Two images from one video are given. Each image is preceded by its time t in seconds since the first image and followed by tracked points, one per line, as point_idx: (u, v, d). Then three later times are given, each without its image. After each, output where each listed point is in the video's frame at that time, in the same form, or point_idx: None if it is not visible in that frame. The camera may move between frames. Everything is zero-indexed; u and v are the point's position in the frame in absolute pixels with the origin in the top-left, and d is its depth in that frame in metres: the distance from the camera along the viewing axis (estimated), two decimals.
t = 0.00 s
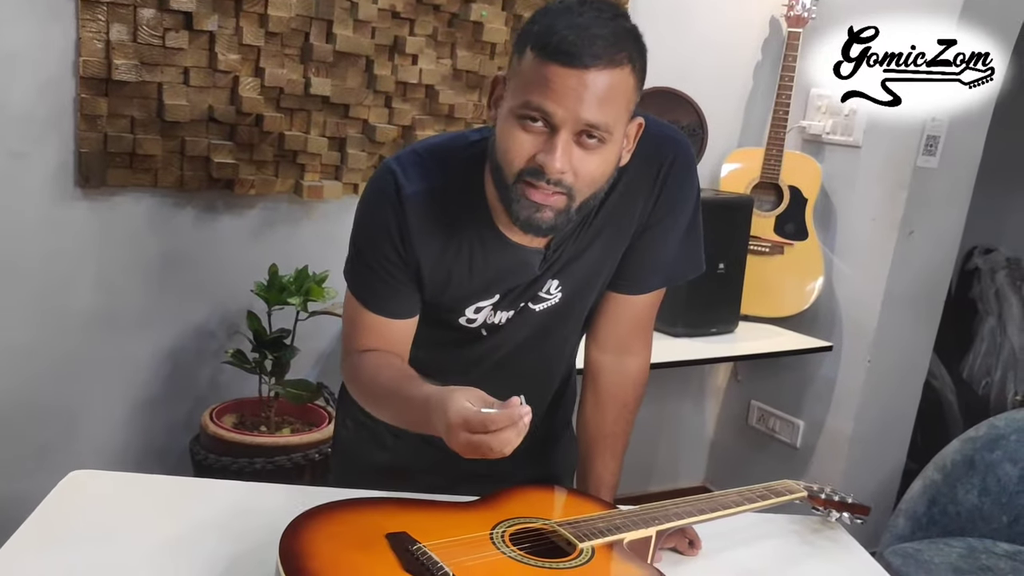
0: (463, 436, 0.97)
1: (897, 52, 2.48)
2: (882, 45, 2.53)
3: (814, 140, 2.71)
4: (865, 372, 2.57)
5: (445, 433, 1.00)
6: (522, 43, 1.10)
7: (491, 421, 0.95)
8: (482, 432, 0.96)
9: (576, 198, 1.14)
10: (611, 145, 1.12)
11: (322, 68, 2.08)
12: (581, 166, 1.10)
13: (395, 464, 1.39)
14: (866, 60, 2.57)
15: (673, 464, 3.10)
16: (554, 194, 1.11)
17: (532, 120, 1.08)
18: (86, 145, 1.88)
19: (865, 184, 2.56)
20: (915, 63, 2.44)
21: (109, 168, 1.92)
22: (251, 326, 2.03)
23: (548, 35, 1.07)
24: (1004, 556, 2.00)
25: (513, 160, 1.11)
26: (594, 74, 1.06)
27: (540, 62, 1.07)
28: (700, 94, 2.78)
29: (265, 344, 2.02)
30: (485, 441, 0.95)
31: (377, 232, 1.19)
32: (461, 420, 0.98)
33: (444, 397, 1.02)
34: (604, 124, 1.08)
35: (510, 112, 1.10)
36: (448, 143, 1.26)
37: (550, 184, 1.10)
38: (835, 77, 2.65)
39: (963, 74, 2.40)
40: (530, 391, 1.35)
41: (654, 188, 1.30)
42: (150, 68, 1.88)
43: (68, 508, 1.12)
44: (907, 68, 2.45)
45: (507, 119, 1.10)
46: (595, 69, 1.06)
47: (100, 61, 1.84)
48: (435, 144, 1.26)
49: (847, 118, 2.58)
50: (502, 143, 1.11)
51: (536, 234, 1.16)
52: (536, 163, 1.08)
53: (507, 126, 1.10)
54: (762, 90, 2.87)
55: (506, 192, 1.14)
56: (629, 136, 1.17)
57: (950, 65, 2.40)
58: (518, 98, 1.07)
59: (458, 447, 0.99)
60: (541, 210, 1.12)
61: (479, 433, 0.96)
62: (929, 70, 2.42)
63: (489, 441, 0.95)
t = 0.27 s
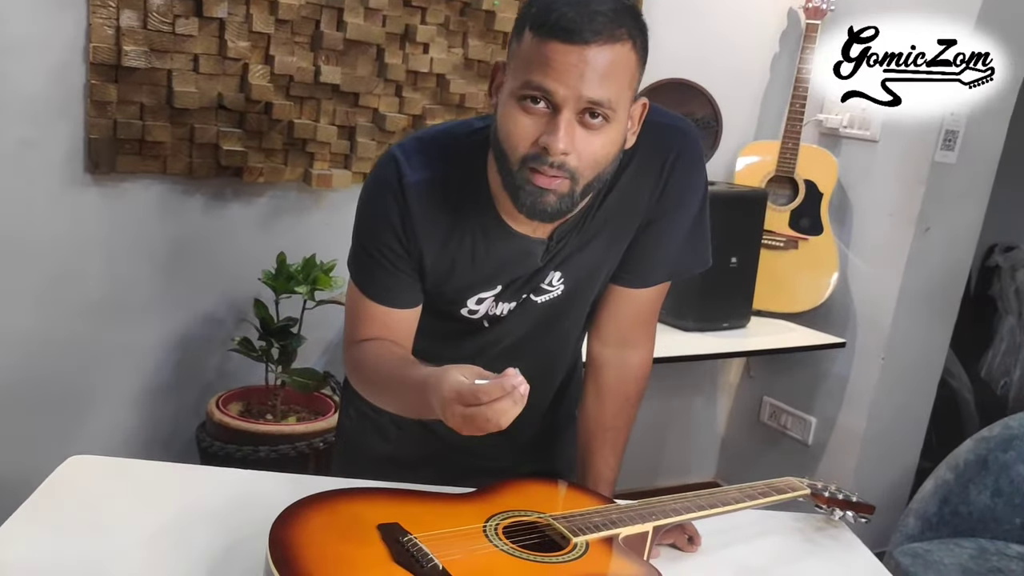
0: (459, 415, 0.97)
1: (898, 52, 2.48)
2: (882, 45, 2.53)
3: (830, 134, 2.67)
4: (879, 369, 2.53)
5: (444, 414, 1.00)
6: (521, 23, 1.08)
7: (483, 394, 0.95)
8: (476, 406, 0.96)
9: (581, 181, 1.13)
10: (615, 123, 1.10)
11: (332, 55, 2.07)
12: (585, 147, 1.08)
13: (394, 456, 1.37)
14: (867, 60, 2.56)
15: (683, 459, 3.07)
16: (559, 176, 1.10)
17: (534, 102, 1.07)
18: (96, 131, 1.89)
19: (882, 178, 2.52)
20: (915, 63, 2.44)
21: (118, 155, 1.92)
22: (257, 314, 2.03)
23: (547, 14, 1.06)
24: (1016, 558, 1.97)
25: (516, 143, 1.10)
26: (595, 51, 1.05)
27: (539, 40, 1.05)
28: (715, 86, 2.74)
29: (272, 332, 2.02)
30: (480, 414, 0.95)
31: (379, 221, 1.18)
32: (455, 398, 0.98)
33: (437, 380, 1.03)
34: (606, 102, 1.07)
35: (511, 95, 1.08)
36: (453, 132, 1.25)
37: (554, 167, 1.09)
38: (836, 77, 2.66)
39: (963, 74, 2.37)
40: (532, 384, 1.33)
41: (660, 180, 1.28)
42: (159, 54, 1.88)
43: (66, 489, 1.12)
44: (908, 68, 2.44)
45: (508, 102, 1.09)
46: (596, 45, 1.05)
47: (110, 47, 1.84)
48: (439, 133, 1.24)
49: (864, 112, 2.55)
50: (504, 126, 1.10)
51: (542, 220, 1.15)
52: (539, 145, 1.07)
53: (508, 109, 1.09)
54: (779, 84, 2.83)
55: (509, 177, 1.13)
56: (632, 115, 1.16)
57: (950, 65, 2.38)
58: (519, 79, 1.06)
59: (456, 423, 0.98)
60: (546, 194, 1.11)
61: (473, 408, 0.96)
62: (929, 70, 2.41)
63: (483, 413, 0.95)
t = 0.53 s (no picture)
0: (428, 395, 0.96)
1: (897, 52, 2.47)
2: (882, 45, 2.51)
3: (853, 136, 2.62)
4: (901, 376, 2.48)
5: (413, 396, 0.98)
6: (526, 13, 1.07)
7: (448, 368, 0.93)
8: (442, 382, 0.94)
9: (589, 172, 1.10)
10: (622, 113, 1.08)
11: (347, 54, 2.07)
12: (591, 136, 1.06)
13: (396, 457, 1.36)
14: (867, 60, 2.55)
15: (701, 464, 3.03)
16: (565, 166, 1.07)
17: (539, 90, 1.05)
18: (111, 129, 1.90)
19: (905, 181, 2.47)
20: (915, 64, 2.42)
21: (132, 153, 1.93)
22: (269, 312, 2.04)
23: (551, 2, 1.04)
24: None
25: (522, 134, 1.07)
26: (601, 37, 1.03)
27: (544, 27, 1.04)
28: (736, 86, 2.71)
29: (283, 330, 2.03)
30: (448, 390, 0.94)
31: (381, 219, 1.16)
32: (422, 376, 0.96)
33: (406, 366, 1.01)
34: (613, 90, 1.05)
35: (516, 84, 1.06)
36: (458, 129, 1.23)
37: (560, 156, 1.06)
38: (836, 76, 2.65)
39: (964, 74, 2.33)
40: (536, 387, 1.32)
41: (667, 179, 1.26)
42: (174, 52, 1.89)
43: (64, 486, 1.12)
44: (908, 68, 2.43)
45: (513, 91, 1.07)
46: (602, 32, 1.03)
47: (125, 45, 1.86)
48: (444, 130, 1.23)
49: (888, 113, 2.50)
50: (508, 117, 1.08)
51: (549, 213, 1.12)
52: (545, 134, 1.05)
53: (512, 98, 1.07)
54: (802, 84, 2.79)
55: (514, 170, 1.10)
56: (639, 108, 1.14)
57: (950, 65, 2.35)
58: (524, 67, 1.04)
59: (423, 400, 0.97)
60: (552, 185, 1.08)
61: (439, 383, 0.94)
62: (929, 69, 2.39)
63: (450, 387, 0.93)
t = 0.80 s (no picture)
0: (450, 349, 0.93)
1: (898, 52, 2.50)
2: (882, 45, 2.54)
3: (874, 139, 2.58)
4: (919, 383, 2.44)
5: (429, 356, 0.95)
6: (551, 13, 1.03)
7: (477, 318, 0.92)
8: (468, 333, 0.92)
9: (586, 184, 1.08)
10: (630, 131, 1.06)
11: (359, 55, 2.07)
12: (595, 151, 1.04)
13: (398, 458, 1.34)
14: (867, 60, 2.57)
15: (717, 471, 2.99)
16: (564, 178, 1.06)
17: (552, 97, 1.02)
18: (124, 128, 1.92)
19: (925, 185, 2.43)
20: (915, 64, 2.45)
21: (145, 152, 1.95)
22: (279, 312, 2.04)
23: (579, 8, 1.00)
24: None
25: (526, 137, 1.05)
26: (622, 56, 1.00)
27: (567, 35, 1.00)
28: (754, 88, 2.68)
29: (293, 330, 2.03)
30: (475, 340, 0.92)
31: (379, 210, 1.14)
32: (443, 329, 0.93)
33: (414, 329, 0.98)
34: (626, 110, 1.02)
35: (530, 85, 1.03)
36: (461, 125, 1.22)
37: (561, 168, 1.04)
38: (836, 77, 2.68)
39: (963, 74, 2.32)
40: (537, 389, 1.30)
41: (673, 180, 1.25)
42: (187, 52, 1.91)
43: (63, 482, 1.11)
44: (907, 68, 2.46)
45: (525, 92, 1.04)
46: (624, 51, 0.99)
47: (138, 44, 1.87)
48: (447, 126, 1.21)
49: (910, 116, 2.46)
50: (516, 117, 1.05)
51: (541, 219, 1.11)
52: (550, 144, 1.03)
53: (523, 100, 1.04)
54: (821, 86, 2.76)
55: (514, 171, 1.08)
56: (649, 124, 1.11)
57: (950, 64, 2.35)
58: (540, 72, 1.01)
59: (445, 360, 0.93)
60: (547, 195, 1.06)
61: (463, 336, 0.92)
62: (929, 69, 2.41)
63: (478, 337, 0.92)
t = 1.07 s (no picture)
0: (489, 426, 0.90)
1: (898, 52, 2.51)
2: (882, 45, 2.54)
3: (889, 142, 2.56)
4: (934, 388, 2.41)
5: (464, 419, 0.91)
6: (561, 34, 1.01)
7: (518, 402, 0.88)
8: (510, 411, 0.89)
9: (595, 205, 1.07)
10: (641, 153, 1.04)
11: (370, 57, 2.08)
12: (606, 175, 1.02)
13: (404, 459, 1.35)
14: (867, 60, 2.58)
15: (731, 477, 2.95)
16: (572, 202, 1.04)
17: (562, 121, 1.00)
18: (136, 130, 1.93)
19: (942, 189, 2.40)
20: (915, 64, 2.47)
21: (157, 154, 1.96)
22: (289, 313, 2.04)
23: (591, 32, 0.98)
24: None
25: (537, 161, 1.03)
26: (632, 81, 0.98)
27: (578, 58, 0.98)
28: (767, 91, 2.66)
29: (302, 331, 2.03)
30: (516, 419, 0.89)
31: (384, 214, 1.14)
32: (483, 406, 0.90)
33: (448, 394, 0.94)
34: (637, 134, 1.00)
35: (540, 108, 1.01)
36: (464, 127, 1.21)
37: (571, 192, 1.03)
38: (836, 77, 2.70)
39: (963, 74, 2.33)
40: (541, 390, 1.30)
41: (677, 182, 1.24)
42: (198, 54, 1.92)
43: (69, 481, 1.12)
44: (907, 68, 2.47)
45: (535, 116, 1.02)
46: (634, 75, 0.98)
47: (150, 47, 1.89)
48: (450, 129, 1.21)
49: (926, 118, 2.43)
50: (526, 140, 1.03)
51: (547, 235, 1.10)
52: (561, 168, 1.01)
53: (534, 123, 1.02)
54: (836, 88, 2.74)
55: (524, 195, 1.07)
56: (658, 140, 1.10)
57: (950, 65, 2.36)
58: (551, 95, 0.99)
59: (479, 429, 0.90)
60: (555, 217, 1.06)
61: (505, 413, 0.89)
62: (930, 69, 2.43)
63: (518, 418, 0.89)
